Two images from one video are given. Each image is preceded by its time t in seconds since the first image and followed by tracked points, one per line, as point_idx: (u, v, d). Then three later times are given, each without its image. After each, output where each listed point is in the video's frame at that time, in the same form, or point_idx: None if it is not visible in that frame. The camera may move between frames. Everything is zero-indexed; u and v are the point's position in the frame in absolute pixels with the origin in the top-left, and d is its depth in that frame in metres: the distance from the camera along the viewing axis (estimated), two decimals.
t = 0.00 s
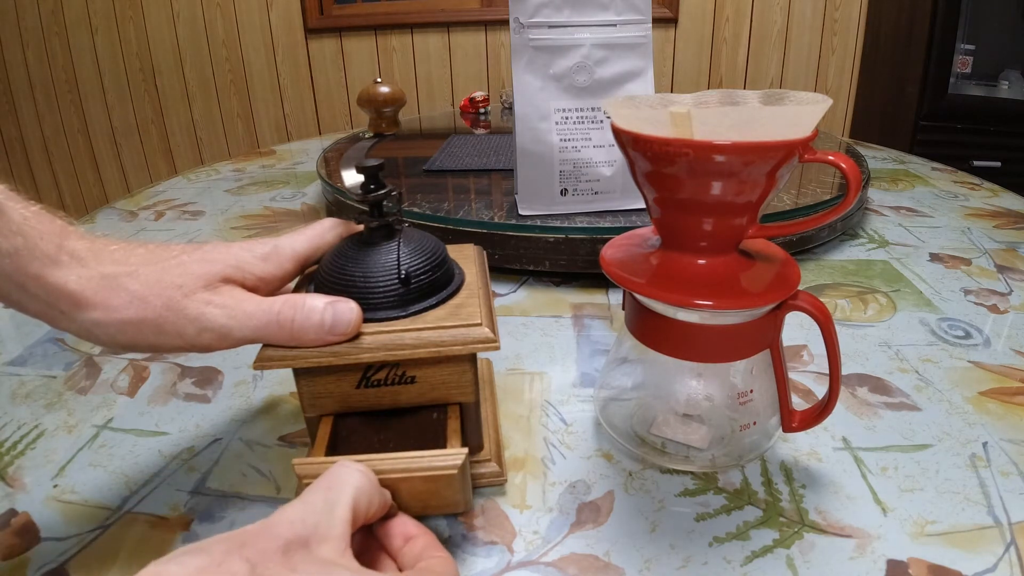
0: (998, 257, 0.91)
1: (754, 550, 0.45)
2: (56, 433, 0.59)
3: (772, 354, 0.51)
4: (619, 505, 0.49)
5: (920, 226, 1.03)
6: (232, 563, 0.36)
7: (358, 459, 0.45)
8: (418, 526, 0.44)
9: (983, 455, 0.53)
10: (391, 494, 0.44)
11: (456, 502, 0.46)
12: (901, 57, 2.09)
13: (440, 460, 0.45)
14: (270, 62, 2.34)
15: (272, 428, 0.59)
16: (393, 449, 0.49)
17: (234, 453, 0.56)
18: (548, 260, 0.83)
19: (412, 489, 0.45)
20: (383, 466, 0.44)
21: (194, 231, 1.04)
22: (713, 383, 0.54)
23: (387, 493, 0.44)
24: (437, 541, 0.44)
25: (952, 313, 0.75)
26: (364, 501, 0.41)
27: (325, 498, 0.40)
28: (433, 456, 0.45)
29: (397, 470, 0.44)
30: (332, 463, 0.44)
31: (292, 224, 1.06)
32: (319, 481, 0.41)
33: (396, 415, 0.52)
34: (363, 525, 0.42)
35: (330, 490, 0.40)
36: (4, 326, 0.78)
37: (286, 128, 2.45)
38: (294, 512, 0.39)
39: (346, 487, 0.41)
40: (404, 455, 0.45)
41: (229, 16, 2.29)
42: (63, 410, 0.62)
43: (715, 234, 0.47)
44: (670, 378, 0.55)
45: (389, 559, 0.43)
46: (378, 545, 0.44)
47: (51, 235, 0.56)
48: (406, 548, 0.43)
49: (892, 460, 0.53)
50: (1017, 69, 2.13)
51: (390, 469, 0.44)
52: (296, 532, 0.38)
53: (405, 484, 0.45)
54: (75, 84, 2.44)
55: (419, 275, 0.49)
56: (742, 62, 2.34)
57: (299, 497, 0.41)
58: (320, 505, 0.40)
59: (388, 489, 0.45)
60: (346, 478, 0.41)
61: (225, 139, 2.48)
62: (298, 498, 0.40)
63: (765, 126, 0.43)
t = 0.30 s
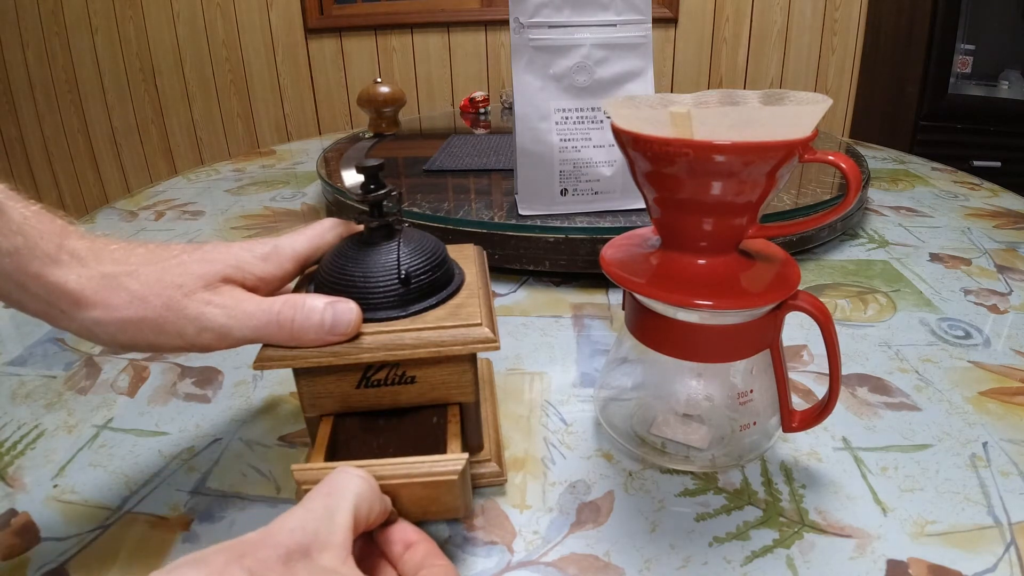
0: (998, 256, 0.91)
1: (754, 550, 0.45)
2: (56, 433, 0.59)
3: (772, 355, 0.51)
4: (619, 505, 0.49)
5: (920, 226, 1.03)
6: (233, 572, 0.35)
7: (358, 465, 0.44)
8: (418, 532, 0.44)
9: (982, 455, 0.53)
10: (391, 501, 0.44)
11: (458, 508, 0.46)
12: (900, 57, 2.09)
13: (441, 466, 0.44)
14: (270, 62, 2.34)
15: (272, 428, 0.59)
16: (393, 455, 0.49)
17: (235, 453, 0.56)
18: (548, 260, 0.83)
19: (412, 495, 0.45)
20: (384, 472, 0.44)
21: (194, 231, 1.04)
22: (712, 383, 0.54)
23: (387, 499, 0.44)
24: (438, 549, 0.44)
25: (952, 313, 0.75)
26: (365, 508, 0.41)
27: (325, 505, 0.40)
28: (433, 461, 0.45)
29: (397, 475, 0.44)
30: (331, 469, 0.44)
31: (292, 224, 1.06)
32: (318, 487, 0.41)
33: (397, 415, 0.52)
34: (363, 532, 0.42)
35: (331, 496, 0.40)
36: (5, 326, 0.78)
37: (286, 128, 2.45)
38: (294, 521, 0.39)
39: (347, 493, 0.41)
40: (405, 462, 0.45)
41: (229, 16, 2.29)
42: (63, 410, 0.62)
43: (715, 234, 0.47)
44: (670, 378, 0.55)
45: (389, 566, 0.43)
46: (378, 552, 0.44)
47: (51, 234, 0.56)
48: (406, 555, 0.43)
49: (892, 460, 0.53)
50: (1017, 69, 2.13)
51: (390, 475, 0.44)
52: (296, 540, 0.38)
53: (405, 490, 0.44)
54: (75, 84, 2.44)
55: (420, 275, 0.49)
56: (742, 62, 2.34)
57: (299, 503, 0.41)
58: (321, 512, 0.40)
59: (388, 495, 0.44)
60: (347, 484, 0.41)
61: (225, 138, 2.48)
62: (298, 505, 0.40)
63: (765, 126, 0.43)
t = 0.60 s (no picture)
0: (998, 256, 0.91)
1: (754, 550, 0.45)
2: (56, 433, 0.59)
3: (772, 354, 0.51)
4: (619, 505, 0.49)
5: (920, 226, 1.03)
6: None
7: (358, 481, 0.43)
8: (420, 551, 0.44)
9: (982, 455, 0.53)
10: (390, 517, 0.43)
11: (458, 524, 0.45)
12: (901, 57, 2.09)
13: (441, 482, 0.43)
14: (270, 62, 2.34)
15: (272, 428, 0.59)
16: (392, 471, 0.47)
17: (234, 453, 0.56)
18: (548, 260, 0.83)
19: (412, 511, 0.44)
20: (384, 488, 0.43)
21: (195, 231, 1.04)
22: (712, 383, 0.54)
23: (386, 516, 0.43)
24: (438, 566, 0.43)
25: (952, 313, 0.75)
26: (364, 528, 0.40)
27: (325, 521, 0.39)
28: (433, 478, 0.43)
29: (398, 491, 0.43)
30: (329, 486, 0.43)
31: (292, 224, 1.06)
32: (318, 502, 0.41)
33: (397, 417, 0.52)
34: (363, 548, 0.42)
35: (329, 513, 0.40)
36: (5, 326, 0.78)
37: (286, 128, 2.45)
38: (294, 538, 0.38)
39: (345, 509, 0.40)
40: (404, 477, 0.43)
41: (229, 16, 2.29)
42: (63, 410, 0.62)
43: (715, 234, 0.47)
44: (670, 378, 0.55)
45: None
46: (378, 569, 0.44)
47: (51, 234, 0.56)
48: (406, 573, 0.42)
49: (892, 460, 0.53)
50: (1017, 69, 2.13)
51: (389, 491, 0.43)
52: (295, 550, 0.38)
53: (405, 506, 0.43)
54: (75, 83, 2.44)
55: (420, 275, 0.49)
56: (742, 62, 2.34)
57: (299, 519, 0.41)
58: (319, 530, 0.39)
59: (388, 511, 0.43)
60: (346, 500, 0.41)
61: (225, 138, 2.48)
62: (297, 522, 0.40)
63: (766, 126, 0.43)
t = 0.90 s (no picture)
0: (998, 256, 0.91)
1: (754, 550, 0.45)
2: (56, 433, 0.59)
3: (772, 354, 0.51)
4: (619, 506, 0.49)
5: (920, 226, 1.03)
6: None
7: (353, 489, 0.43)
8: (417, 560, 0.44)
9: (982, 455, 0.53)
10: (386, 527, 0.43)
11: (456, 534, 0.45)
12: (901, 57, 2.09)
13: (440, 491, 0.43)
14: (270, 62, 2.34)
15: (272, 428, 0.59)
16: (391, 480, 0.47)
17: (234, 454, 0.56)
18: (548, 260, 0.83)
19: (409, 521, 0.44)
20: (382, 498, 0.43)
21: (195, 231, 1.04)
22: (713, 383, 0.54)
23: (382, 526, 0.43)
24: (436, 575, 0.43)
25: (952, 313, 0.75)
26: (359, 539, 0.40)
27: (320, 532, 0.39)
28: (429, 488, 0.43)
29: (395, 501, 0.43)
30: (325, 495, 0.43)
31: (292, 224, 1.06)
32: (313, 511, 0.41)
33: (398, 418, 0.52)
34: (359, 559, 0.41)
35: (324, 524, 0.39)
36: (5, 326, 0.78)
37: (286, 128, 2.45)
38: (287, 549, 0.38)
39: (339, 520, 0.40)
40: (402, 487, 0.43)
41: (229, 16, 2.29)
42: (63, 410, 0.62)
43: (715, 234, 0.47)
44: (670, 378, 0.55)
45: None
46: None
47: (51, 233, 0.56)
48: None
49: (892, 460, 0.53)
50: (1017, 69, 2.13)
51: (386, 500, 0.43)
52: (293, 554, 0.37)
53: (403, 516, 0.43)
54: (75, 84, 2.44)
55: (420, 275, 0.49)
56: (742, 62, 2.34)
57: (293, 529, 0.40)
58: (314, 540, 0.39)
59: (385, 521, 0.43)
60: (341, 511, 0.40)
61: (225, 138, 2.48)
62: (291, 533, 0.39)
63: (766, 126, 0.43)
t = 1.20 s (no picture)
0: (998, 256, 0.91)
1: (754, 550, 0.45)
2: (56, 433, 0.59)
3: (772, 354, 0.51)
4: (619, 505, 0.49)
5: (920, 226, 1.03)
6: None
7: (348, 500, 0.42)
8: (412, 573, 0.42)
9: (982, 455, 0.53)
10: (382, 539, 0.42)
11: (453, 548, 0.44)
12: (901, 57, 2.09)
13: (438, 504, 0.42)
14: (270, 62, 2.34)
15: (272, 428, 0.59)
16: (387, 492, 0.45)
17: (234, 454, 0.56)
18: (548, 260, 0.83)
19: (406, 534, 0.42)
20: (377, 508, 0.42)
21: (195, 231, 1.04)
22: (713, 383, 0.54)
23: (377, 538, 0.42)
24: None
25: (952, 313, 0.75)
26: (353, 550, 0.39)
27: (312, 545, 0.38)
28: (430, 500, 0.42)
29: (392, 513, 0.42)
30: (320, 505, 0.42)
31: (292, 224, 1.06)
32: (307, 524, 0.40)
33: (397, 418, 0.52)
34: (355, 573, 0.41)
35: (317, 536, 0.39)
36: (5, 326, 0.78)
37: (286, 128, 2.45)
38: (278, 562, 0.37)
39: (333, 531, 0.39)
40: (399, 500, 0.42)
41: (229, 16, 2.29)
42: (63, 410, 0.62)
43: (715, 234, 0.47)
44: (670, 378, 0.55)
45: None
46: None
47: (51, 231, 0.55)
48: None
49: (892, 460, 0.53)
50: (1017, 69, 2.13)
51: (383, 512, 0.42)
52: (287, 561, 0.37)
53: (400, 528, 0.42)
54: (76, 84, 2.44)
55: (420, 275, 0.49)
56: (742, 62, 2.34)
57: (286, 543, 0.40)
58: (305, 555, 0.38)
59: (381, 533, 0.42)
60: (334, 523, 0.39)
61: (225, 138, 2.48)
62: (283, 547, 0.39)
63: (766, 126, 0.43)
